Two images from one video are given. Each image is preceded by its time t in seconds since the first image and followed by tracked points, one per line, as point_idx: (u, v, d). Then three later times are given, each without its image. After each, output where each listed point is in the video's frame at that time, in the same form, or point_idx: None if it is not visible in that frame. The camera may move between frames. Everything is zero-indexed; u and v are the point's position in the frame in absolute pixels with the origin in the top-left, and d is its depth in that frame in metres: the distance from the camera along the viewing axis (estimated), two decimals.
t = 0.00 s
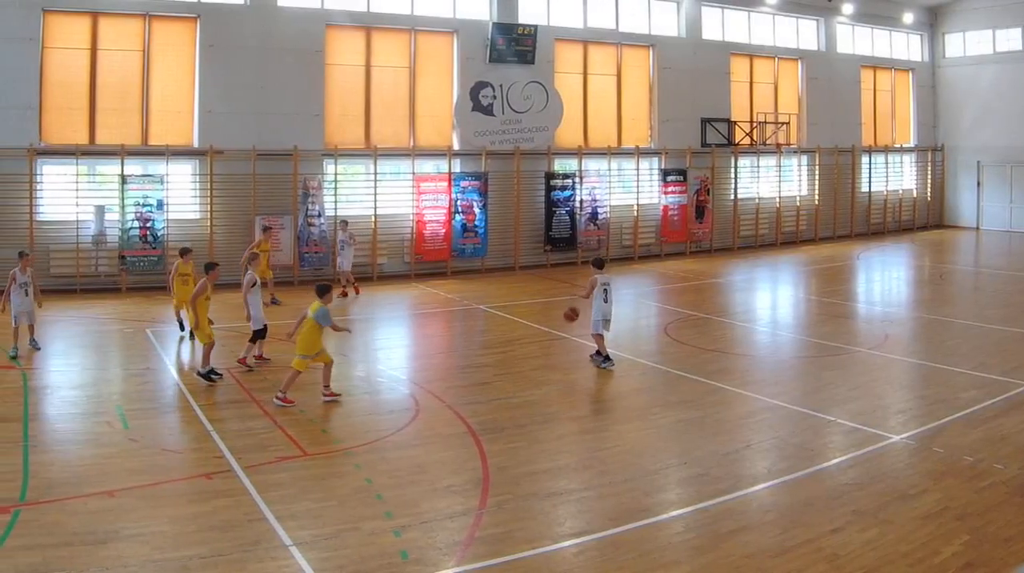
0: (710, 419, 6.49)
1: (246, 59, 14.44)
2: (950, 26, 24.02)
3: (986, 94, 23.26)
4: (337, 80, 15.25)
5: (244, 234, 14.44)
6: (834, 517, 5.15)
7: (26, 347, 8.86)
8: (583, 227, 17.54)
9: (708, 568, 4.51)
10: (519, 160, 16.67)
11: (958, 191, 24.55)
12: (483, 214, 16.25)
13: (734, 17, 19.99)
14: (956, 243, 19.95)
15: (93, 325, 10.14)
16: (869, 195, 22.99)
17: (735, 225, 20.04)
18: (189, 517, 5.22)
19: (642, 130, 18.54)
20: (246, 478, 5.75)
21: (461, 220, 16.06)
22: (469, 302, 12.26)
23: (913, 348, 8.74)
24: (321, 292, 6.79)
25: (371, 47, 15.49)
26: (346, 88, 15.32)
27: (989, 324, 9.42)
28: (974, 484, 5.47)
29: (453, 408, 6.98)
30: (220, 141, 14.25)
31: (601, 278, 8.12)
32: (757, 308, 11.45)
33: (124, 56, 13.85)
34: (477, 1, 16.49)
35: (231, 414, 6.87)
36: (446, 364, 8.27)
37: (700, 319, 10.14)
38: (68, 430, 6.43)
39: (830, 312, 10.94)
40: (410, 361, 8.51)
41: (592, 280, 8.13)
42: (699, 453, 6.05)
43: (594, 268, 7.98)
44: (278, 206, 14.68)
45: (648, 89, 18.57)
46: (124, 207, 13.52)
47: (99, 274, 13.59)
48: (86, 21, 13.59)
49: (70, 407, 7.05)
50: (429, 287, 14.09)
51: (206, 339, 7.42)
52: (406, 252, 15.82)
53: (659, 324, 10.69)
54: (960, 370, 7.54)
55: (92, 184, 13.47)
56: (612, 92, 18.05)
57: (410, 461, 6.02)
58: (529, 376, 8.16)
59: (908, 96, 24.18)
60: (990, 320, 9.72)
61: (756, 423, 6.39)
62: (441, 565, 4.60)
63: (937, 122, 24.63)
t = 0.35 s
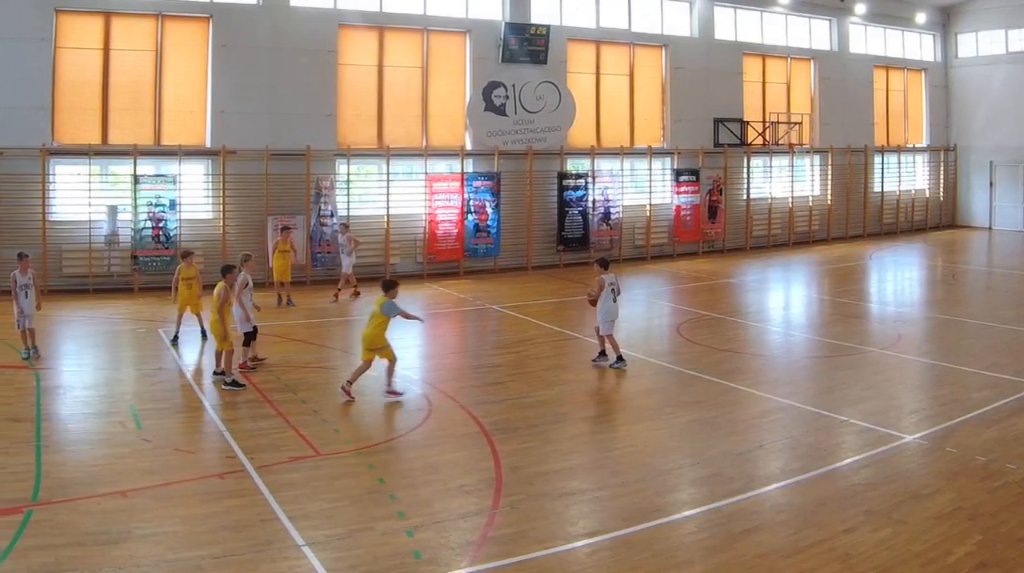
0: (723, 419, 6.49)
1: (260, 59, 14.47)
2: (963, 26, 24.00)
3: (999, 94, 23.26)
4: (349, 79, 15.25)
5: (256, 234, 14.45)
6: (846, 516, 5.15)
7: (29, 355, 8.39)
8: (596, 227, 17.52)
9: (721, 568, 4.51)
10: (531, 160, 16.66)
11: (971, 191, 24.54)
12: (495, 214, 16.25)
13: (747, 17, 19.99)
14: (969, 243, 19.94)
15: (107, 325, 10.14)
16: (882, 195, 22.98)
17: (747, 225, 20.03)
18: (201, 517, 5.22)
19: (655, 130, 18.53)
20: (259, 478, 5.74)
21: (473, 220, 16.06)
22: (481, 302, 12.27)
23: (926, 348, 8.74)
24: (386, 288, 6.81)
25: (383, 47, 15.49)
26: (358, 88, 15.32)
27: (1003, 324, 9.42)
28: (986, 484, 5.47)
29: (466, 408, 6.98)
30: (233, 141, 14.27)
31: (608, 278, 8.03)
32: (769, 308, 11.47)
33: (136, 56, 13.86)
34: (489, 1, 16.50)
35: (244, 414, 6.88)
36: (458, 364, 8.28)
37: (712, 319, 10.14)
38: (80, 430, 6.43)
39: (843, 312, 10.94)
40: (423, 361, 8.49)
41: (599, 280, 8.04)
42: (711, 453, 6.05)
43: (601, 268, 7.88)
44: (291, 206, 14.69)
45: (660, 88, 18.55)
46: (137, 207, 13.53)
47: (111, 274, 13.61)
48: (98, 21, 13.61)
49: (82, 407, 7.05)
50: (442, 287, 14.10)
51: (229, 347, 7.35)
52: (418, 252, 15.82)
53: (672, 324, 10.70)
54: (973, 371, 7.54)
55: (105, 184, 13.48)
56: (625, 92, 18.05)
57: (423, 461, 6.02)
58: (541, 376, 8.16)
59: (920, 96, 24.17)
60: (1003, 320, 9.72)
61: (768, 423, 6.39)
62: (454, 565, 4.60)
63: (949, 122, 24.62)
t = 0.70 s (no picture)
0: (737, 419, 6.49)
1: (276, 59, 14.49)
2: (977, 26, 23.97)
3: (1013, 94, 23.23)
4: (363, 79, 15.25)
5: (270, 234, 14.45)
6: (859, 517, 5.15)
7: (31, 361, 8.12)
8: (610, 227, 17.55)
9: (735, 568, 4.51)
10: (545, 160, 16.65)
11: (985, 191, 24.49)
12: (509, 214, 16.28)
13: (761, 17, 19.99)
14: (983, 244, 19.89)
15: (120, 325, 10.15)
16: (896, 195, 22.92)
17: (761, 225, 20.01)
18: (216, 517, 5.23)
19: (669, 130, 18.52)
20: (273, 479, 5.74)
21: (487, 220, 16.09)
22: (494, 301, 12.29)
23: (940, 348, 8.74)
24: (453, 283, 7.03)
25: (397, 47, 15.49)
26: (372, 87, 15.32)
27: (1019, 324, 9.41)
28: (1000, 484, 5.46)
29: (481, 408, 6.98)
30: (247, 142, 14.29)
31: (602, 282, 7.88)
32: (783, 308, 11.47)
33: (150, 56, 13.87)
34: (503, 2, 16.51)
35: (258, 415, 6.87)
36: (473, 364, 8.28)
37: (726, 319, 10.14)
38: (95, 430, 6.43)
39: (856, 312, 10.96)
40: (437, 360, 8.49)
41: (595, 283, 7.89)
42: (725, 453, 6.05)
43: (594, 273, 7.72)
44: (305, 206, 14.69)
45: (674, 88, 18.53)
46: (151, 207, 13.53)
47: (125, 273, 13.61)
48: (112, 21, 13.62)
49: (96, 407, 7.06)
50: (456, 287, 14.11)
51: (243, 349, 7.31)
52: (432, 252, 15.81)
53: (686, 324, 10.70)
54: (987, 371, 7.53)
55: (119, 184, 13.50)
56: (639, 92, 18.03)
57: (438, 461, 6.02)
58: (556, 376, 8.17)
59: (934, 96, 24.15)
60: (1018, 320, 9.71)
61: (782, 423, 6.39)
62: (468, 565, 4.60)
63: (964, 122, 24.58)
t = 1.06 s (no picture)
0: (750, 419, 6.49)
1: (289, 60, 14.51)
2: (990, 26, 23.94)
3: None
4: (376, 79, 15.25)
5: (283, 233, 14.46)
6: (872, 516, 5.15)
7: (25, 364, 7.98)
8: (623, 227, 17.54)
9: (748, 568, 4.51)
10: (558, 160, 16.62)
11: (998, 191, 24.46)
12: (522, 213, 16.24)
13: (774, 17, 19.98)
14: (995, 244, 19.86)
15: (133, 325, 10.16)
16: (908, 195, 22.90)
17: (774, 225, 19.99)
18: (228, 518, 5.22)
19: (682, 130, 18.51)
20: (285, 478, 5.75)
21: (500, 220, 16.06)
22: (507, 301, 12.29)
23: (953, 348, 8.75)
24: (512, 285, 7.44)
25: (410, 47, 15.50)
26: (384, 87, 15.32)
27: None
28: (1013, 484, 5.46)
29: (493, 408, 6.98)
30: (261, 142, 14.31)
31: (586, 291, 7.94)
32: (796, 308, 11.47)
33: (163, 56, 13.87)
34: (516, 2, 16.52)
35: (271, 415, 6.87)
36: (486, 365, 8.28)
37: (739, 319, 10.13)
38: (107, 430, 6.43)
39: (869, 312, 10.99)
40: (450, 360, 8.48)
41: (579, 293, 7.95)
42: (738, 453, 6.05)
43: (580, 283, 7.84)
44: (318, 206, 14.72)
45: (687, 88, 18.52)
46: (163, 207, 13.53)
47: (138, 273, 13.61)
48: (126, 22, 13.64)
49: (109, 407, 7.06)
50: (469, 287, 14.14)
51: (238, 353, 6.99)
52: (445, 253, 15.82)
53: (699, 324, 10.70)
54: (1000, 371, 7.54)
55: (132, 184, 13.50)
56: (652, 92, 18.02)
57: (451, 461, 6.02)
58: (568, 376, 8.17)
59: (947, 96, 24.13)
60: None
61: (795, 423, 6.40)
62: (481, 565, 4.60)
63: (976, 122, 24.56)
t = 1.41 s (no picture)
0: (764, 419, 6.49)
1: (302, 60, 14.51)
2: (1004, 26, 23.90)
3: None
4: (390, 79, 15.26)
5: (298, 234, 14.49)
6: (885, 516, 5.15)
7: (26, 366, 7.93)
8: (637, 227, 17.52)
9: (762, 568, 4.51)
10: (572, 160, 16.59)
11: (1012, 191, 24.38)
12: (536, 214, 16.22)
13: (787, 17, 19.96)
14: (1009, 244, 19.78)
15: (147, 325, 10.17)
16: (922, 195, 22.82)
17: (788, 226, 19.95)
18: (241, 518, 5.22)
19: (696, 130, 18.48)
20: (299, 478, 5.75)
21: (514, 220, 16.06)
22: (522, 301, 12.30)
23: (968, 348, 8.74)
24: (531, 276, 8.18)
25: (424, 47, 15.50)
26: (398, 87, 15.32)
27: None
28: None
29: (507, 408, 6.98)
30: (275, 141, 14.34)
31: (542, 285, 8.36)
32: (810, 307, 11.47)
33: (177, 56, 13.88)
34: (530, 3, 16.52)
35: (286, 415, 6.87)
36: (499, 365, 8.28)
37: (753, 319, 10.13)
38: (121, 430, 6.43)
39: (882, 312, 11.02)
40: (464, 360, 8.47)
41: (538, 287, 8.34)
42: (752, 453, 6.05)
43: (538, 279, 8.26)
44: (332, 206, 14.72)
45: (701, 88, 18.49)
46: (177, 207, 13.56)
47: (152, 273, 13.62)
48: (139, 21, 13.64)
49: (123, 407, 7.07)
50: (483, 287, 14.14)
51: (232, 359, 6.88)
52: (458, 253, 15.83)
53: (712, 324, 10.71)
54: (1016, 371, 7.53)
55: (146, 183, 13.51)
56: (665, 92, 18.00)
57: (465, 460, 6.03)
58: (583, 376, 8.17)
59: (961, 96, 24.07)
60: None
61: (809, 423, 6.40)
62: (495, 565, 4.60)
63: (990, 122, 24.49)
